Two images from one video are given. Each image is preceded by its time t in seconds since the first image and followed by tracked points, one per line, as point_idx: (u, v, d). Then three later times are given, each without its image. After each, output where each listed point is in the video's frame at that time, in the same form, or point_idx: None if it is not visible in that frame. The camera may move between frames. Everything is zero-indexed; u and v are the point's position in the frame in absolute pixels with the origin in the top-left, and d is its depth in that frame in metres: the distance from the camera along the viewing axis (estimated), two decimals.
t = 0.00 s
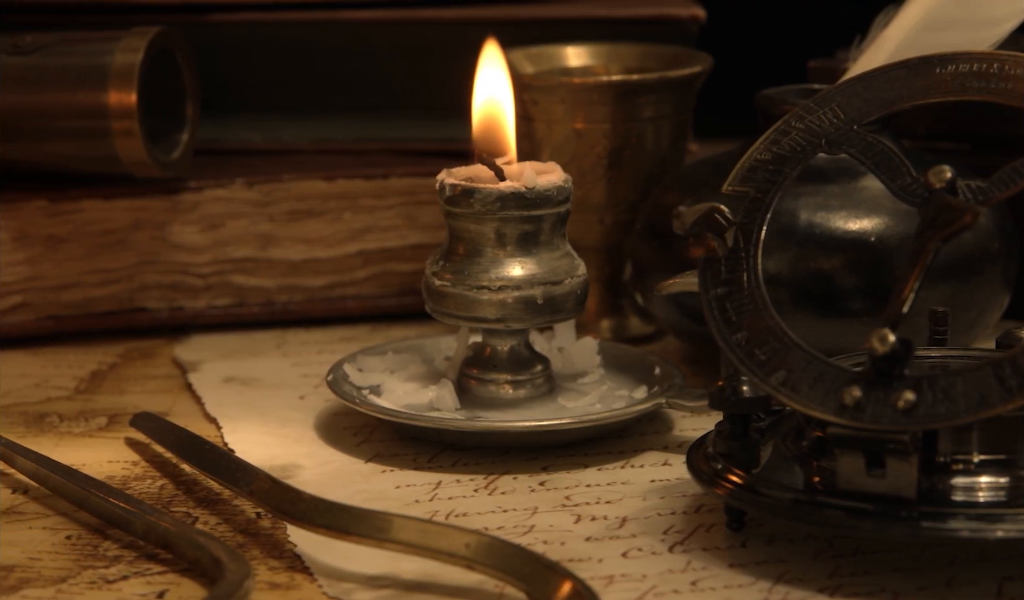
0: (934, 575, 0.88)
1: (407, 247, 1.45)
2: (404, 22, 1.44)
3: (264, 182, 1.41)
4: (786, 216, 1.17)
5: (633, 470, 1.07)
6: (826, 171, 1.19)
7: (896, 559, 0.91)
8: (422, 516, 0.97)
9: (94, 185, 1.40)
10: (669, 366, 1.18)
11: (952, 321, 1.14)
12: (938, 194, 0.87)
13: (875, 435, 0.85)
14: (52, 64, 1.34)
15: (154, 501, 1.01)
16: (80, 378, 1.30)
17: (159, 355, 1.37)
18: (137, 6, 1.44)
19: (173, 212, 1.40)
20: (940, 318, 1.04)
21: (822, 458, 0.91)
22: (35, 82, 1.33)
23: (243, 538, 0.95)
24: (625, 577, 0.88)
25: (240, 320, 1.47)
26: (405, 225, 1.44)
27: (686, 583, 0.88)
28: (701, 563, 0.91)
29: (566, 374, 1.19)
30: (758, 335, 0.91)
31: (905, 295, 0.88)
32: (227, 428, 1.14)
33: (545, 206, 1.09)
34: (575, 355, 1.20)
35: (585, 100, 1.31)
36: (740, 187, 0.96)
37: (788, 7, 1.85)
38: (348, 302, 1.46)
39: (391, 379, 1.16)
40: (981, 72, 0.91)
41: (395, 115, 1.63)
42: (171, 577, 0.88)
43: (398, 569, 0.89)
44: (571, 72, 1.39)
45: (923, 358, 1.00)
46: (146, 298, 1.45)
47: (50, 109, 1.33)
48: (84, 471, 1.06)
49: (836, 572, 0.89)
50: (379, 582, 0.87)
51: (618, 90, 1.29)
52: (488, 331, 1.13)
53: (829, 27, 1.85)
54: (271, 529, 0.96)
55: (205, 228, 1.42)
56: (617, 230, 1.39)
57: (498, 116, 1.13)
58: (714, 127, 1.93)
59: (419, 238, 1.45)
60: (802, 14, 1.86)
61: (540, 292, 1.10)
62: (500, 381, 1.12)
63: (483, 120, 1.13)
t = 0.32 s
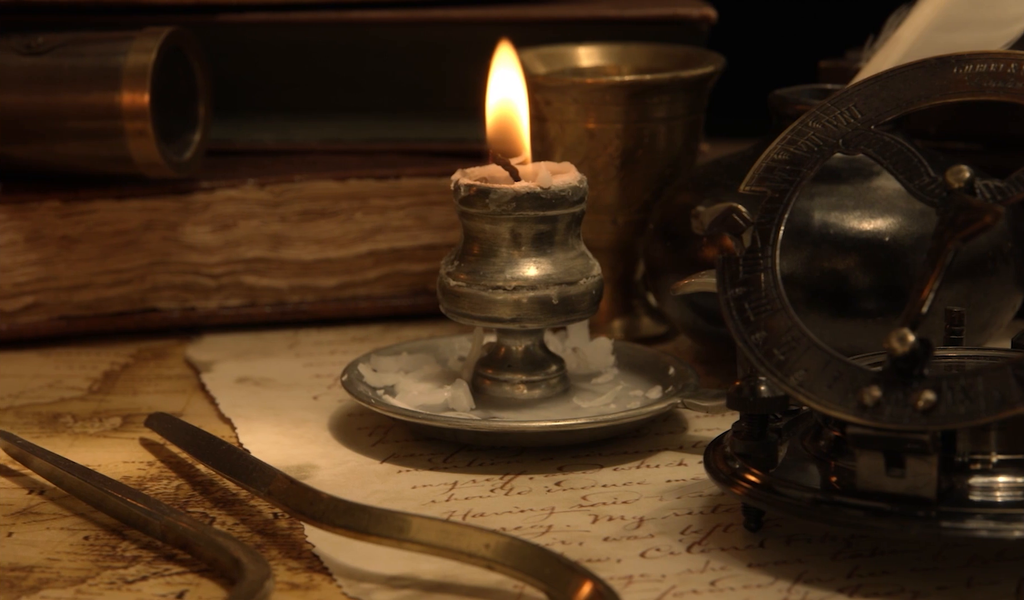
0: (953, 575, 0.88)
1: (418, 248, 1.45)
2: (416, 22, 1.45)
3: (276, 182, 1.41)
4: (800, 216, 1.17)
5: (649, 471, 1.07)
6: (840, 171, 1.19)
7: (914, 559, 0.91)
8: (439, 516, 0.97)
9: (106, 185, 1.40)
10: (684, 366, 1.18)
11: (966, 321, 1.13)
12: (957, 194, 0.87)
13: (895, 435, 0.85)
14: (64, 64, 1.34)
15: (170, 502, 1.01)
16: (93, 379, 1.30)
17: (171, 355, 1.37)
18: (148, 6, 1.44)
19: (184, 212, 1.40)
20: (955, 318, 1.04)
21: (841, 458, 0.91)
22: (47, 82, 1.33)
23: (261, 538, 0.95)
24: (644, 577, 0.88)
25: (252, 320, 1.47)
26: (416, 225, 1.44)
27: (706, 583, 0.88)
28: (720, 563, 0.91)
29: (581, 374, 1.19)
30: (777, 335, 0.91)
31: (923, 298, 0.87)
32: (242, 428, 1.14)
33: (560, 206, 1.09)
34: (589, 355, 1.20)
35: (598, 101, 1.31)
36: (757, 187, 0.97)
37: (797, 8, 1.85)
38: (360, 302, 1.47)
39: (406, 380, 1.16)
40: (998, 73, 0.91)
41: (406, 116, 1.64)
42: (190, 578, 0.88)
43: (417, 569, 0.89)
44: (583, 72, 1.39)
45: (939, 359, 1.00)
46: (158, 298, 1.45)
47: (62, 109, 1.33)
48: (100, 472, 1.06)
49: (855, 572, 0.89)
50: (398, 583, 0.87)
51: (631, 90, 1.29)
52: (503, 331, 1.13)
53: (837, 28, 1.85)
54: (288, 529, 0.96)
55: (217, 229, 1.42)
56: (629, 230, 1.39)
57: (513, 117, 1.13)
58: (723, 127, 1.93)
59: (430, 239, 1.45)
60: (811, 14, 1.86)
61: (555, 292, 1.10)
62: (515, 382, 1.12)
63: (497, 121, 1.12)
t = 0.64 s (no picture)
0: (969, 575, 0.88)
1: (428, 248, 1.46)
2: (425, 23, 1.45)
3: (286, 182, 1.41)
4: (813, 217, 1.17)
5: (663, 471, 1.07)
6: (852, 171, 1.19)
7: (930, 559, 0.91)
8: (454, 516, 0.97)
9: (116, 185, 1.40)
10: (696, 366, 1.19)
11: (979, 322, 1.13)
12: (973, 194, 0.87)
13: (912, 435, 0.85)
14: (75, 64, 1.34)
15: (185, 502, 1.01)
16: (105, 379, 1.30)
17: (182, 355, 1.37)
18: (158, 6, 1.44)
19: (195, 213, 1.40)
20: (970, 318, 1.04)
21: (857, 457, 0.91)
22: (59, 82, 1.33)
23: (277, 539, 0.95)
24: (661, 577, 0.88)
25: (262, 320, 1.47)
26: (426, 225, 1.45)
27: (723, 583, 0.88)
28: (736, 563, 0.91)
29: (593, 375, 1.19)
30: (794, 335, 0.91)
31: (940, 298, 0.88)
32: (255, 429, 1.14)
33: (574, 206, 1.09)
34: (602, 356, 1.20)
35: (609, 101, 1.31)
36: (773, 187, 0.96)
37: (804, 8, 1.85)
38: (370, 302, 1.47)
39: (419, 380, 1.16)
40: (1014, 73, 0.91)
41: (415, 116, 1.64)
42: (207, 579, 0.88)
43: (433, 570, 0.89)
44: (593, 73, 1.39)
45: (953, 359, 1.00)
46: (168, 298, 1.45)
47: (73, 109, 1.33)
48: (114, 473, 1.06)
49: (871, 572, 0.89)
50: (415, 583, 0.87)
51: (642, 91, 1.29)
52: (516, 332, 1.13)
53: (844, 28, 1.85)
54: (304, 530, 0.96)
55: (228, 229, 1.42)
56: (640, 231, 1.39)
57: (526, 116, 1.12)
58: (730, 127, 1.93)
59: (439, 239, 1.45)
60: (818, 15, 1.86)
61: (568, 293, 1.10)
62: (528, 382, 1.12)
63: (510, 120, 1.12)
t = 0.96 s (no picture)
0: (988, 575, 0.88)
1: (439, 249, 1.45)
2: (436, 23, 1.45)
3: (297, 183, 1.41)
4: (827, 217, 1.17)
5: (679, 471, 1.07)
6: (866, 172, 1.19)
7: (948, 559, 0.91)
8: (472, 516, 0.97)
9: (127, 185, 1.40)
10: (710, 366, 1.19)
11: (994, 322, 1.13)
12: (992, 194, 0.86)
13: (931, 435, 0.85)
14: (86, 65, 1.34)
15: (201, 503, 1.01)
16: (117, 380, 1.30)
17: (194, 356, 1.37)
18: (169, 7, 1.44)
19: (206, 213, 1.40)
20: (985, 318, 1.04)
21: (875, 458, 0.91)
22: (71, 83, 1.33)
23: (295, 539, 0.95)
24: (680, 577, 0.88)
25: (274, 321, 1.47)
26: (437, 226, 1.45)
27: (742, 583, 0.88)
28: (755, 564, 0.90)
29: (608, 375, 1.19)
30: (813, 335, 0.91)
31: (959, 298, 0.88)
32: (270, 429, 1.14)
33: (589, 206, 1.09)
34: (616, 356, 1.20)
35: (621, 101, 1.31)
36: (790, 187, 0.96)
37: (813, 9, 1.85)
38: (381, 303, 1.47)
39: (433, 380, 1.16)
40: None
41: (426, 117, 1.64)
42: (225, 579, 0.88)
43: (452, 570, 0.89)
44: (605, 73, 1.39)
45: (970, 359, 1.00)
46: (180, 299, 1.45)
47: (84, 110, 1.33)
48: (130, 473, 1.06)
49: (890, 572, 0.89)
50: (434, 583, 0.87)
51: (655, 91, 1.29)
52: (531, 332, 1.13)
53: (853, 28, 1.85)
54: (321, 530, 0.96)
55: (239, 230, 1.42)
56: (652, 230, 1.39)
57: (540, 116, 1.12)
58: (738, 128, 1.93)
59: (451, 239, 1.45)
60: (826, 15, 1.86)
61: (584, 293, 1.09)
62: (543, 382, 1.12)
63: (524, 120, 1.12)
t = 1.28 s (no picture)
0: (1006, 575, 0.88)
1: (451, 249, 1.46)
2: (447, 23, 1.45)
3: (309, 183, 1.41)
4: (841, 218, 1.17)
5: (695, 471, 1.07)
6: (880, 172, 1.19)
7: (966, 559, 0.91)
8: (489, 516, 0.97)
9: (139, 185, 1.40)
10: (724, 366, 1.19)
11: (1011, 321, 1.13)
12: (1010, 194, 0.86)
13: (950, 435, 0.85)
14: (98, 65, 1.34)
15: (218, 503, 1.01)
16: (130, 381, 1.29)
17: (206, 356, 1.37)
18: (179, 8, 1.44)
19: (218, 214, 1.40)
20: (1000, 318, 1.03)
21: (893, 457, 0.91)
22: (84, 83, 1.33)
23: (312, 540, 0.95)
24: (699, 577, 0.88)
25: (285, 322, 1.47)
26: (448, 226, 1.45)
27: (762, 584, 0.88)
28: (774, 564, 0.90)
29: (621, 375, 1.19)
30: (831, 335, 0.91)
31: (979, 299, 0.88)
32: (285, 430, 1.14)
33: (604, 206, 1.08)
34: (630, 356, 1.20)
35: (633, 101, 1.31)
36: (807, 187, 0.96)
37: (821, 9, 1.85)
38: (392, 303, 1.47)
39: (447, 381, 1.15)
40: None
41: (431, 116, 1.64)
42: (244, 579, 0.88)
43: (471, 570, 0.89)
44: (617, 73, 1.39)
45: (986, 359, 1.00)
46: (191, 300, 1.45)
47: (97, 110, 1.33)
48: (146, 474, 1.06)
49: (909, 572, 0.89)
50: (453, 584, 0.87)
51: (668, 91, 1.29)
52: (545, 332, 1.13)
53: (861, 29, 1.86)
54: (338, 531, 0.96)
55: (251, 230, 1.42)
56: (664, 230, 1.39)
57: (554, 117, 1.11)
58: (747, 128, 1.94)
59: (462, 240, 1.45)
60: (834, 16, 1.86)
61: (599, 293, 1.09)
62: (557, 382, 1.12)
63: (539, 121, 1.11)
